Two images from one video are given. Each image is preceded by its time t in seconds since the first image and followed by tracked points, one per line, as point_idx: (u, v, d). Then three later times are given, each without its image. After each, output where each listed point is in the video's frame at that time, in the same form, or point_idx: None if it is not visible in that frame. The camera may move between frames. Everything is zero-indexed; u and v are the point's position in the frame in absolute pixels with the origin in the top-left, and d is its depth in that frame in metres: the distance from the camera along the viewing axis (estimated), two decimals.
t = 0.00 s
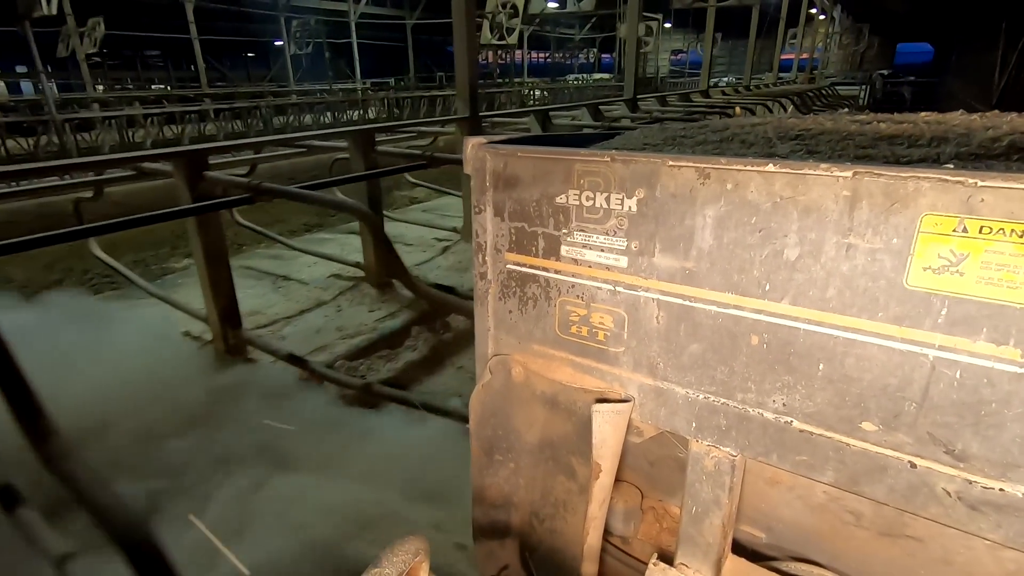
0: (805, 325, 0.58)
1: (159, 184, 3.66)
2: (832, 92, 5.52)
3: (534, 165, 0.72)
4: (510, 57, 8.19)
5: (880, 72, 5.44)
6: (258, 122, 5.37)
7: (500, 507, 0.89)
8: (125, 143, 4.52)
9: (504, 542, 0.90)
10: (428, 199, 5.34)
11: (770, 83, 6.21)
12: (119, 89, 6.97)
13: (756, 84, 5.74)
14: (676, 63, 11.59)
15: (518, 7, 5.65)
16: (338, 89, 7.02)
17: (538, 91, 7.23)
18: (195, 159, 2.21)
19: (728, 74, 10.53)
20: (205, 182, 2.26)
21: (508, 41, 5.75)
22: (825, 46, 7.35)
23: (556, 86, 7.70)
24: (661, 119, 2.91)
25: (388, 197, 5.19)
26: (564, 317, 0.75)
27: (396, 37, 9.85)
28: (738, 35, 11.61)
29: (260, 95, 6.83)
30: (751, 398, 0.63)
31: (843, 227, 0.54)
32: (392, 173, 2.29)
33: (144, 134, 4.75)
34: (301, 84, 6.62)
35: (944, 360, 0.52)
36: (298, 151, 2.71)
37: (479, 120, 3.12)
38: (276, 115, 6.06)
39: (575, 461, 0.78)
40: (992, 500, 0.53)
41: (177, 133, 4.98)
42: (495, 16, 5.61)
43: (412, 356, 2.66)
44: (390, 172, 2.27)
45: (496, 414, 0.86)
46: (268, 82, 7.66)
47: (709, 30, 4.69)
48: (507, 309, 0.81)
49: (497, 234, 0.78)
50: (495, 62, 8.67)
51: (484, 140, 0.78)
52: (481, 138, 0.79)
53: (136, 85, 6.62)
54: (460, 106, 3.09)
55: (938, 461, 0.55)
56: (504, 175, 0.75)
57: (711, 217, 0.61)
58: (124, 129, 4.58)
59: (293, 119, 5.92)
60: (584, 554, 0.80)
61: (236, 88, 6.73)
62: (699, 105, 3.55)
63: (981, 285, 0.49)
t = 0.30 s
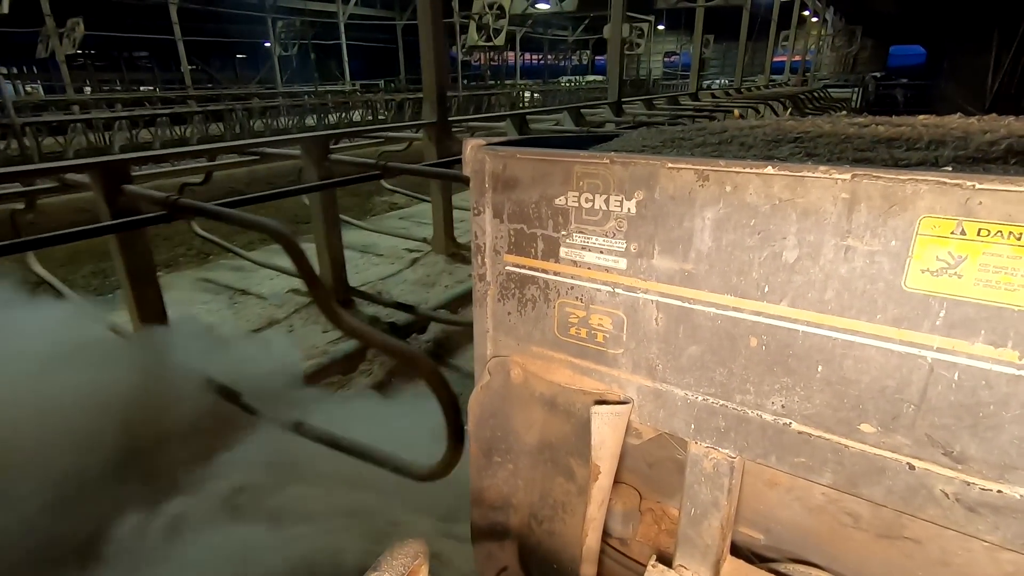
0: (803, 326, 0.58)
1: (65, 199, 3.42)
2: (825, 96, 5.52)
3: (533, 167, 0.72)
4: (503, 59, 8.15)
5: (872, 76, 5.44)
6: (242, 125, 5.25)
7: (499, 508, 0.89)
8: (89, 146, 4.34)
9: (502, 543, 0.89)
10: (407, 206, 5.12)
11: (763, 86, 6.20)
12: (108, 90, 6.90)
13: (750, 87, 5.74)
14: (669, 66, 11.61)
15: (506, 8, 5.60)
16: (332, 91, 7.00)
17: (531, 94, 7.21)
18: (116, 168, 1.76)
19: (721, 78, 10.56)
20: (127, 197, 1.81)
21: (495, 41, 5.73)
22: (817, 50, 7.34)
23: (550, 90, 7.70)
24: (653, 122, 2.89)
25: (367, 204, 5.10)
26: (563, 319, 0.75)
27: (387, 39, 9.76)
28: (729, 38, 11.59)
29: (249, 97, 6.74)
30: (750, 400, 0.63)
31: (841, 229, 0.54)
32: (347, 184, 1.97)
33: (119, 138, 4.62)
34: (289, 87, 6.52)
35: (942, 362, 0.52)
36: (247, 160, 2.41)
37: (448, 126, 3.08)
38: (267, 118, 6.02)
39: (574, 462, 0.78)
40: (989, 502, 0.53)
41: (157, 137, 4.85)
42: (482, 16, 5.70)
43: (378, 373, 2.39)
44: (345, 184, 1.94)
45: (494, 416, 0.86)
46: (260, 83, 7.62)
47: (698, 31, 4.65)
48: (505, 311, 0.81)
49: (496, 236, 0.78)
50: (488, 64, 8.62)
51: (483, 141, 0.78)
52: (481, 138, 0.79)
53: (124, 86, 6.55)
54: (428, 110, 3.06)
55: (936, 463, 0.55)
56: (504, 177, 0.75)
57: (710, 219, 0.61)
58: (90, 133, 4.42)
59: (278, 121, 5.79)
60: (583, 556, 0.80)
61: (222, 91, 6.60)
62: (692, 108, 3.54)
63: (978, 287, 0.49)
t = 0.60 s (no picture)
0: (798, 325, 0.58)
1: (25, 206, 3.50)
2: (821, 97, 5.51)
3: (529, 167, 0.72)
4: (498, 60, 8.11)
5: (867, 78, 5.43)
6: (228, 128, 5.11)
7: (496, 507, 0.89)
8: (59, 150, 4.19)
9: (499, 543, 0.89)
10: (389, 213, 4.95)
11: (758, 87, 6.18)
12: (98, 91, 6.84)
13: (745, 89, 5.74)
14: (664, 67, 11.60)
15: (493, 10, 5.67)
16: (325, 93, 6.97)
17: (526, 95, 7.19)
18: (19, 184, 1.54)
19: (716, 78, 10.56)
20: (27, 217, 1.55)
21: (483, 43, 5.75)
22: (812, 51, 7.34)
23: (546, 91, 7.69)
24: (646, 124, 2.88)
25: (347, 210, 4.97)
26: (559, 319, 0.75)
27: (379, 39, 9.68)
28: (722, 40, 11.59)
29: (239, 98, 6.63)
30: (746, 399, 0.63)
31: (835, 229, 0.54)
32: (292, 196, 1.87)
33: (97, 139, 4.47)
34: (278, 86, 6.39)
35: (936, 361, 0.53)
36: (193, 168, 2.28)
37: (415, 132, 2.80)
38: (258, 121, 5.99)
39: (571, 462, 0.78)
40: (983, 500, 0.54)
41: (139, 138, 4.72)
42: (470, 17, 5.77)
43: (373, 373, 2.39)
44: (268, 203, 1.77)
45: (491, 415, 0.86)
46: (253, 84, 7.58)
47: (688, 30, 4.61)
48: (502, 310, 0.81)
49: (492, 235, 0.78)
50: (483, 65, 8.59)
51: (479, 142, 0.78)
52: (477, 139, 0.79)
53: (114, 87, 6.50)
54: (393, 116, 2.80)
55: (931, 461, 0.55)
56: (500, 176, 0.75)
57: (705, 218, 0.61)
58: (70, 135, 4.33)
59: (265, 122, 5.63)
60: (579, 555, 0.80)
61: (210, 91, 6.47)
62: (686, 110, 3.54)
63: (973, 286, 0.49)
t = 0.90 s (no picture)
0: (801, 331, 0.58)
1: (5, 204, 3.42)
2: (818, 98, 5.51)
3: (532, 171, 0.72)
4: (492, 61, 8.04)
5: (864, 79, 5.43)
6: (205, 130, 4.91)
7: (497, 511, 0.89)
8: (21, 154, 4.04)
9: (500, 548, 0.89)
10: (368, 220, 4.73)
11: (756, 88, 6.18)
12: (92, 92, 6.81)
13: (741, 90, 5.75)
14: (661, 68, 11.62)
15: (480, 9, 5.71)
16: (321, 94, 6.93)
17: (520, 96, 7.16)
18: None
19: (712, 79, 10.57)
20: None
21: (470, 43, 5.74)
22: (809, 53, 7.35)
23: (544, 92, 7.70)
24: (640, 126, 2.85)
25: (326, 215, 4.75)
26: (562, 323, 0.75)
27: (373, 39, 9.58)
28: (718, 41, 11.60)
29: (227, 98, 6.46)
30: (748, 405, 0.63)
31: (838, 235, 0.54)
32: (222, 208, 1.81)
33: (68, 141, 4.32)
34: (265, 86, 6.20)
35: (939, 368, 0.52)
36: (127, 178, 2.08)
37: (374, 136, 2.52)
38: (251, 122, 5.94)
39: (572, 466, 0.78)
40: (986, 508, 0.53)
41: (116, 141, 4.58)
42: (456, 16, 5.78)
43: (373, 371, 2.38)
44: (161, 223, 1.62)
45: (492, 419, 0.85)
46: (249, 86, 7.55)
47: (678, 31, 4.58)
48: (504, 314, 0.81)
49: (495, 239, 0.78)
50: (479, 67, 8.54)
51: (483, 146, 0.78)
52: (481, 142, 0.79)
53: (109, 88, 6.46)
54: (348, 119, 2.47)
55: (934, 469, 0.55)
56: (503, 180, 0.76)
57: (708, 224, 0.61)
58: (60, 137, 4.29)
59: (247, 123, 5.43)
60: (580, 559, 0.80)
61: (198, 91, 6.30)
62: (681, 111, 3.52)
63: (977, 294, 0.49)
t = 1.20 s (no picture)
0: (800, 331, 0.58)
1: None
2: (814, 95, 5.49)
3: (531, 171, 0.72)
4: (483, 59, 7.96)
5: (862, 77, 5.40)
6: (187, 129, 4.77)
7: (497, 512, 0.89)
8: None
9: (500, 549, 0.89)
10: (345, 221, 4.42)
11: (752, 85, 6.17)
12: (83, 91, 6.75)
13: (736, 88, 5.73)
14: (656, 65, 11.58)
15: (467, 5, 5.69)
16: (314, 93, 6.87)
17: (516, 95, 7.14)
18: None
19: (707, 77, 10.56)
20: None
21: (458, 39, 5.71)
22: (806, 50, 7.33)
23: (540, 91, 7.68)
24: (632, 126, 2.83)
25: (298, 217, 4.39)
26: (561, 324, 0.75)
27: (362, 38, 9.44)
28: (712, 37, 11.56)
29: (215, 97, 6.36)
30: (747, 405, 0.63)
31: (837, 235, 0.54)
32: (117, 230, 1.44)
33: (42, 140, 4.17)
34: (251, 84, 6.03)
35: (939, 367, 0.53)
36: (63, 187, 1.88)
37: (327, 142, 2.36)
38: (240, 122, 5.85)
39: (572, 467, 0.78)
40: (985, 507, 0.53)
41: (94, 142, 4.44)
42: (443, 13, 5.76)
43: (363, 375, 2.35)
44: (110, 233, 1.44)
45: (491, 420, 0.85)
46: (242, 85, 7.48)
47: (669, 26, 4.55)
48: (503, 315, 0.81)
49: (494, 239, 0.78)
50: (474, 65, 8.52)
51: (482, 146, 0.79)
52: (480, 144, 0.79)
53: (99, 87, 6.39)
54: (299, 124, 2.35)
55: (934, 468, 0.55)
56: (502, 181, 0.76)
57: (707, 224, 0.61)
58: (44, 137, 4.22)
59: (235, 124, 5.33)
60: (580, 560, 0.80)
61: (188, 90, 6.22)
62: (673, 110, 3.50)
63: (976, 293, 0.49)
